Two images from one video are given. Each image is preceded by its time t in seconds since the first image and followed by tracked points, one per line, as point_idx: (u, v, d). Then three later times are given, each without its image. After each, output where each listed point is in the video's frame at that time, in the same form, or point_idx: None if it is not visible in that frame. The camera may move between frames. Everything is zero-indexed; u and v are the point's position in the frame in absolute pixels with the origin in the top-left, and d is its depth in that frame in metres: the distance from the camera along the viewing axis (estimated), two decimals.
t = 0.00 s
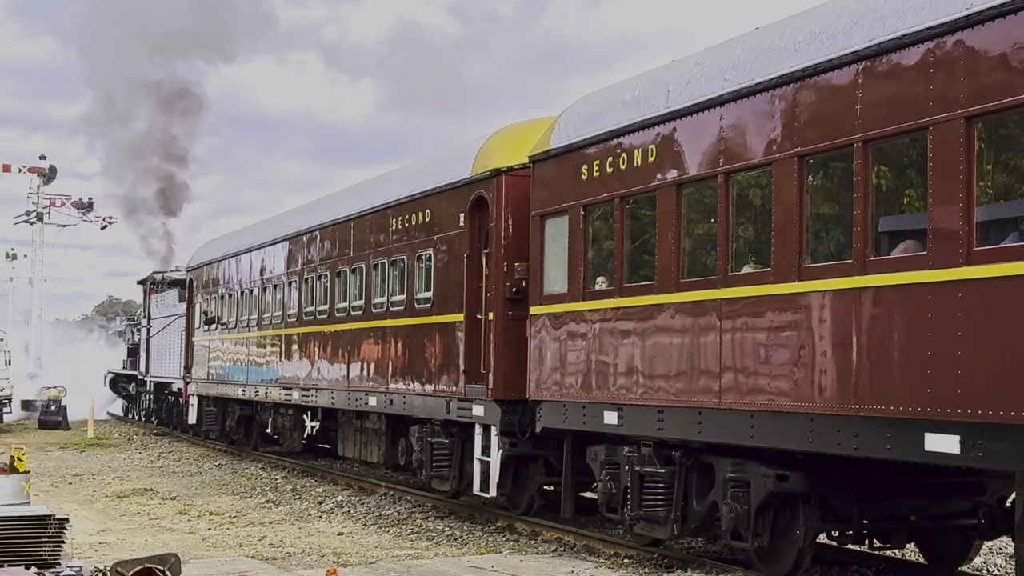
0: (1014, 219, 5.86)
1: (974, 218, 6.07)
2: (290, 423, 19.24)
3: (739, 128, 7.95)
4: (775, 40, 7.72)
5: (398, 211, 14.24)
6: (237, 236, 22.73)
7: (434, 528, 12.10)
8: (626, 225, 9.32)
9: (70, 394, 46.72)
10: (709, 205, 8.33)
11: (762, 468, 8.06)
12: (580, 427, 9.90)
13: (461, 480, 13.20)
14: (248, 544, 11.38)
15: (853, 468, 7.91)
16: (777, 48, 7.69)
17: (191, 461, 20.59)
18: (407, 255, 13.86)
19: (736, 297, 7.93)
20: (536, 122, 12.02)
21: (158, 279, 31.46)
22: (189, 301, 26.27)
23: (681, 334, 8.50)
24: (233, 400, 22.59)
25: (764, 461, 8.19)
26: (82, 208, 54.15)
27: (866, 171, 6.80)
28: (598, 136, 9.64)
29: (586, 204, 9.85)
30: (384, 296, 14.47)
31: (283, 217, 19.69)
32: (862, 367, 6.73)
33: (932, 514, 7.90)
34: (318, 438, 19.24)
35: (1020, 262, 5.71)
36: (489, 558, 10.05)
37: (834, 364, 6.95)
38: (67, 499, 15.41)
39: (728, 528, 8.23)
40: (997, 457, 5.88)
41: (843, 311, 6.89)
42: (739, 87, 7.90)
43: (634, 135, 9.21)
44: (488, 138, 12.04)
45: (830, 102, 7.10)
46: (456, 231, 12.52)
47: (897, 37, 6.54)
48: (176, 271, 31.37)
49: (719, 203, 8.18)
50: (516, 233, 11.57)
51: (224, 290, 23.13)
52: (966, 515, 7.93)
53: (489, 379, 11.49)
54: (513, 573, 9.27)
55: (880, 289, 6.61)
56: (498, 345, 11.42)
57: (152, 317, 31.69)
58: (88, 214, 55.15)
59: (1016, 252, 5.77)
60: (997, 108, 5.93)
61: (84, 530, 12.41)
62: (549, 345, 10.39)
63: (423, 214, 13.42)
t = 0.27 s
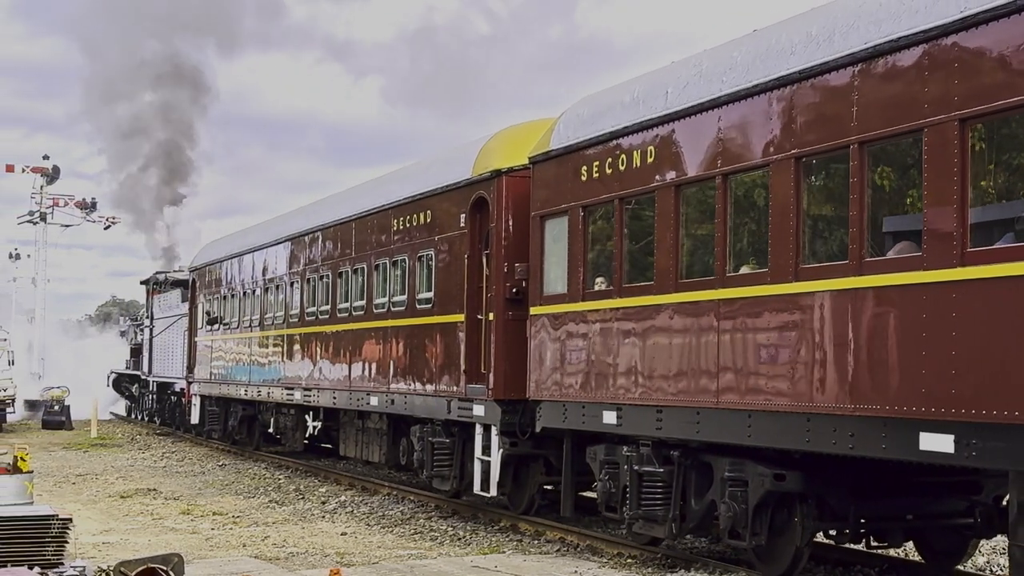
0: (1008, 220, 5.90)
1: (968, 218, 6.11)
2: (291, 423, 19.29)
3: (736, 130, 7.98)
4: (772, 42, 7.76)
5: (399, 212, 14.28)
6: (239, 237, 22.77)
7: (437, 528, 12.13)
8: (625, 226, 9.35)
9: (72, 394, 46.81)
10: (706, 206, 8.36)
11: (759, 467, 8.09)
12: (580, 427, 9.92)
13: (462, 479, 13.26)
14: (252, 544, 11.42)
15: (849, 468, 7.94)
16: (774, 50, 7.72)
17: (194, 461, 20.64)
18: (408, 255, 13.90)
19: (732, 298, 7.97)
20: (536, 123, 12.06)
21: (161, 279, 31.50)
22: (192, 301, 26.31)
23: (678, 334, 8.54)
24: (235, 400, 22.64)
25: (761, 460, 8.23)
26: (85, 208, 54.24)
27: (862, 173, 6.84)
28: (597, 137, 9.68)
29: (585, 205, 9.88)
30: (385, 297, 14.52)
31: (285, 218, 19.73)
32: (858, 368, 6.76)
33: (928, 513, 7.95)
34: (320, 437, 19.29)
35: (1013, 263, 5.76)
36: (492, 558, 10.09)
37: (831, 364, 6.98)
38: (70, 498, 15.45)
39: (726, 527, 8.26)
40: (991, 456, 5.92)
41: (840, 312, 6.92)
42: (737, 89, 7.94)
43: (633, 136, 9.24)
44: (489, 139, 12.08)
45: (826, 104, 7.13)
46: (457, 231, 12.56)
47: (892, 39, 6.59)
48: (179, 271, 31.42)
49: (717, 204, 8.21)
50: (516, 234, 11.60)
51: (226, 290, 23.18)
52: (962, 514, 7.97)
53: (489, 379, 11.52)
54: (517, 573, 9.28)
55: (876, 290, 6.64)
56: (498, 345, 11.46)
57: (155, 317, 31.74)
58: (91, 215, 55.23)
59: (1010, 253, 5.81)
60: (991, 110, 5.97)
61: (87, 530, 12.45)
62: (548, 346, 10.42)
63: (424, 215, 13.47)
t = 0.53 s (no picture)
0: (1001, 221, 5.96)
1: (961, 219, 6.16)
2: (293, 423, 19.35)
3: (733, 132, 8.02)
4: (768, 45, 7.81)
5: (400, 213, 14.33)
6: (241, 237, 22.83)
7: (440, 528, 12.15)
8: (624, 226, 9.39)
9: (75, 394, 46.88)
10: (703, 207, 8.41)
11: (756, 467, 8.12)
12: (579, 426, 9.96)
13: (462, 479, 13.33)
14: (254, 544, 11.47)
15: (845, 467, 7.99)
16: (770, 52, 7.77)
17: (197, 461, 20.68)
18: (409, 256, 13.95)
19: (729, 298, 8.01)
20: (536, 124, 12.10)
21: (164, 279, 31.56)
22: (194, 302, 26.37)
23: (676, 335, 8.59)
24: (238, 400, 22.69)
25: (759, 460, 8.27)
26: (88, 208, 54.33)
27: (856, 174, 6.89)
28: (596, 138, 9.72)
29: (584, 206, 9.93)
30: (386, 297, 14.57)
31: (287, 218, 19.79)
32: (853, 368, 6.81)
33: (924, 512, 7.99)
34: (322, 437, 19.34)
35: (1006, 264, 5.81)
36: (495, 558, 10.12)
37: (826, 364, 7.02)
38: (74, 498, 15.51)
39: (723, 525, 8.25)
40: (983, 455, 5.97)
41: (835, 312, 6.96)
42: (734, 91, 7.98)
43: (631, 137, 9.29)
44: (489, 140, 12.12)
45: (822, 106, 7.18)
46: (457, 232, 12.61)
47: (887, 42, 6.64)
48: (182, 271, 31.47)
49: (714, 205, 8.25)
50: (516, 235, 11.63)
51: (228, 290, 23.23)
52: (958, 513, 8.02)
53: (489, 379, 11.57)
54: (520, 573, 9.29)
55: (871, 290, 6.69)
56: (498, 346, 11.50)
57: (158, 318, 31.79)
58: (94, 215, 55.31)
59: (1002, 254, 5.87)
60: (983, 112, 6.02)
61: (91, 530, 12.50)
62: (548, 346, 10.45)
63: (425, 216, 13.52)
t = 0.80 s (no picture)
0: (993, 223, 6.00)
1: (954, 220, 6.20)
2: (295, 423, 19.41)
3: (730, 134, 8.07)
4: (765, 48, 7.85)
5: (401, 213, 14.38)
6: (244, 238, 22.89)
7: (444, 528, 12.12)
8: (622, 227, 9.43)
9: (78, 394, 46.96)
10: (700, 208, 8.45)
11: (753, 466, 8.17)
12: (578, 426, 9.99)
13: (463, 479, 13.40)
14: (257, 544, 11.51)
15: (841, 467, 8.03)
16: (767, 55, 7.81)
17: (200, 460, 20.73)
18: (410, 256, 14.00)
19: (726, 299, 8.05)
20: (536, 126, 12.15)
21: (167, 280, 31.63)
22: (196, 302, 26.43)
23: (673, 335, 8.63)
24: (240, 400, 22.75)
25: (756, 459, 8.31)
26: (92, 208, 54.44)
27: (851, 175, 6.93)
28: (594, 139, 9.76)
29: (583, 207, 9.97)
30: (387, 297, 14.62)
31: (289, 219, 19.85)
32: (849, 368, 6.85)
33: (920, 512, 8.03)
34: (323, 437, 19.39)
35: (998, 265, 5.86)
36: (499, 558, 10.00)
37: (822, 365, 7.07)
38: (77, 498, 15.56)
39: (721, 523, 8.33)
40: (976, 454, 6.02)
41: (831, 313, 7.01)
42: (731, 93, 8.02)
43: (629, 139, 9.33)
44: (489, 141, 12.17)
45: (817, 108, 7.22)
46: (457, 233, 12.66)
47: (881, 45, 6.68)
48: (185, 271, 31.54)
49: (711, 206, 8.29)
50: (516, 235, 11.68)
51: (231, 290, 23.29)
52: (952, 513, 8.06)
53: (489, 379, 11.61)
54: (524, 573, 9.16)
55: (866, 291, 6.73)
56: (497, 346, 11.55)
57: (161, 318, 31.86)
58: (97, 215, 55.40)
59: (994, 255, 5.91)
60: (976, 115, 6.07)
61: (94, 530, 12.55)
62: (547, 346, 10.49)
63: (426, 217, 13.57)
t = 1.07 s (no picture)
0: (984, 225, 6.05)
1: (947, 221, 6.25)
2: (296, 422, 19.48)
3: (726, 135, 8.11)
4: (761, 50, 7.89)
5: (402, 214, 14.42)
6: (246, 238, 22.94)
7: (447, 528, 12.13)
8: (620, 228, 9.47)
9: (81, 394, 47.04)
10: (697, 209, 8.49)
11: (749, 465, 8.22)
12: (576, 425, 10.04)
13: (463, 478, 13.46)
14: (260, 544, 11.56)
15: (837, 466, 8.07)
16: (762, 57, 7.86)
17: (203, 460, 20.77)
18: (410, 257, 14.04)
19: (722, 299, 8.10)
20: (535, 127, 12.20)
21: (169, 280, 31.69)
22: (199, 302, 26.49)
23: (670, 336, 8.67)
24: (242, 400, 22.80)
25: (753, 458, 8.35)
26: (95, 208, 54.53)
27: (845, 177, 6.98)
28: (592, 140, 9.81)
29: (581, 208, 10.01)
30: (388, 298, 14.67)
31: (290, 220, 19.91)
32: (843, 368, 6.90)
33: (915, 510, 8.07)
34: (325, 437, 19.44)
35: (990, 266, 5.91)
36: (503, 558, 9.99)
37: (817, 365, 7.11)
38: (81, 498, 15.61)
39: (718, 522, 8.38)
40: (967, 453, 6.06)
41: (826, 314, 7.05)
42: (727, 95, 8.06)
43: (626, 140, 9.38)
44: (489, 142, 12.21)
45: (812, 111, 7.26)
46: (457, 234, 12.70)
47: (875, 48, 6.72)
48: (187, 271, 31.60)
49: (708, 207, 8.34)
50: (515, 236, 11.72)
51: (233, 290, 23.34)
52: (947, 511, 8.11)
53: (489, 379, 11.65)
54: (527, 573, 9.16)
55: (861, 292, 6.78)
56: (497, 346, 11.59)
57: (163, 318, 31.92)
58: (100, 215, 55.48)
59: (986, 256, 5.96)
60: (967, 117, 6.12)
61: (98, 530, 12.60)
62: (546, 346, 10.53)
63: (426, 217, 13.61)
